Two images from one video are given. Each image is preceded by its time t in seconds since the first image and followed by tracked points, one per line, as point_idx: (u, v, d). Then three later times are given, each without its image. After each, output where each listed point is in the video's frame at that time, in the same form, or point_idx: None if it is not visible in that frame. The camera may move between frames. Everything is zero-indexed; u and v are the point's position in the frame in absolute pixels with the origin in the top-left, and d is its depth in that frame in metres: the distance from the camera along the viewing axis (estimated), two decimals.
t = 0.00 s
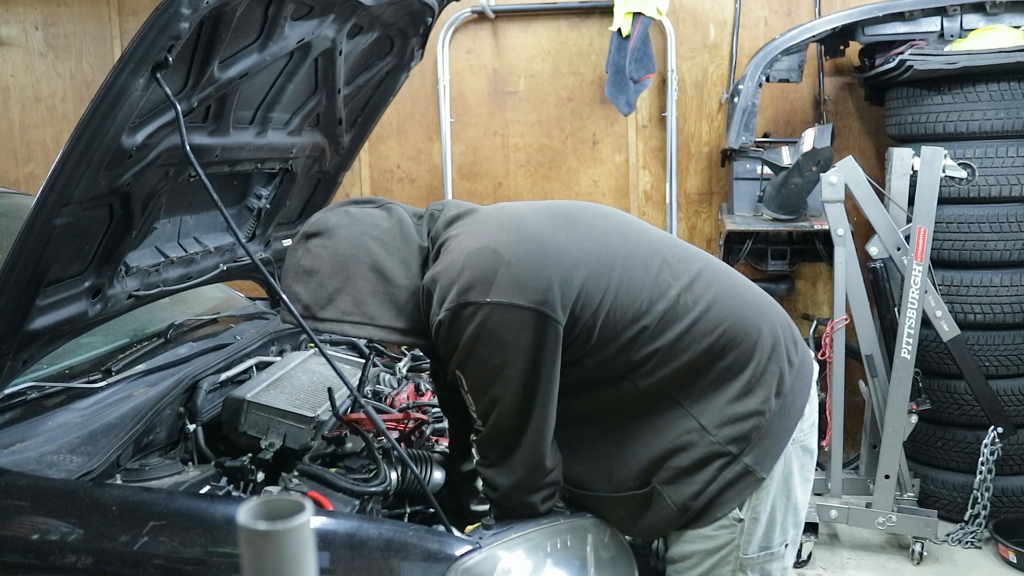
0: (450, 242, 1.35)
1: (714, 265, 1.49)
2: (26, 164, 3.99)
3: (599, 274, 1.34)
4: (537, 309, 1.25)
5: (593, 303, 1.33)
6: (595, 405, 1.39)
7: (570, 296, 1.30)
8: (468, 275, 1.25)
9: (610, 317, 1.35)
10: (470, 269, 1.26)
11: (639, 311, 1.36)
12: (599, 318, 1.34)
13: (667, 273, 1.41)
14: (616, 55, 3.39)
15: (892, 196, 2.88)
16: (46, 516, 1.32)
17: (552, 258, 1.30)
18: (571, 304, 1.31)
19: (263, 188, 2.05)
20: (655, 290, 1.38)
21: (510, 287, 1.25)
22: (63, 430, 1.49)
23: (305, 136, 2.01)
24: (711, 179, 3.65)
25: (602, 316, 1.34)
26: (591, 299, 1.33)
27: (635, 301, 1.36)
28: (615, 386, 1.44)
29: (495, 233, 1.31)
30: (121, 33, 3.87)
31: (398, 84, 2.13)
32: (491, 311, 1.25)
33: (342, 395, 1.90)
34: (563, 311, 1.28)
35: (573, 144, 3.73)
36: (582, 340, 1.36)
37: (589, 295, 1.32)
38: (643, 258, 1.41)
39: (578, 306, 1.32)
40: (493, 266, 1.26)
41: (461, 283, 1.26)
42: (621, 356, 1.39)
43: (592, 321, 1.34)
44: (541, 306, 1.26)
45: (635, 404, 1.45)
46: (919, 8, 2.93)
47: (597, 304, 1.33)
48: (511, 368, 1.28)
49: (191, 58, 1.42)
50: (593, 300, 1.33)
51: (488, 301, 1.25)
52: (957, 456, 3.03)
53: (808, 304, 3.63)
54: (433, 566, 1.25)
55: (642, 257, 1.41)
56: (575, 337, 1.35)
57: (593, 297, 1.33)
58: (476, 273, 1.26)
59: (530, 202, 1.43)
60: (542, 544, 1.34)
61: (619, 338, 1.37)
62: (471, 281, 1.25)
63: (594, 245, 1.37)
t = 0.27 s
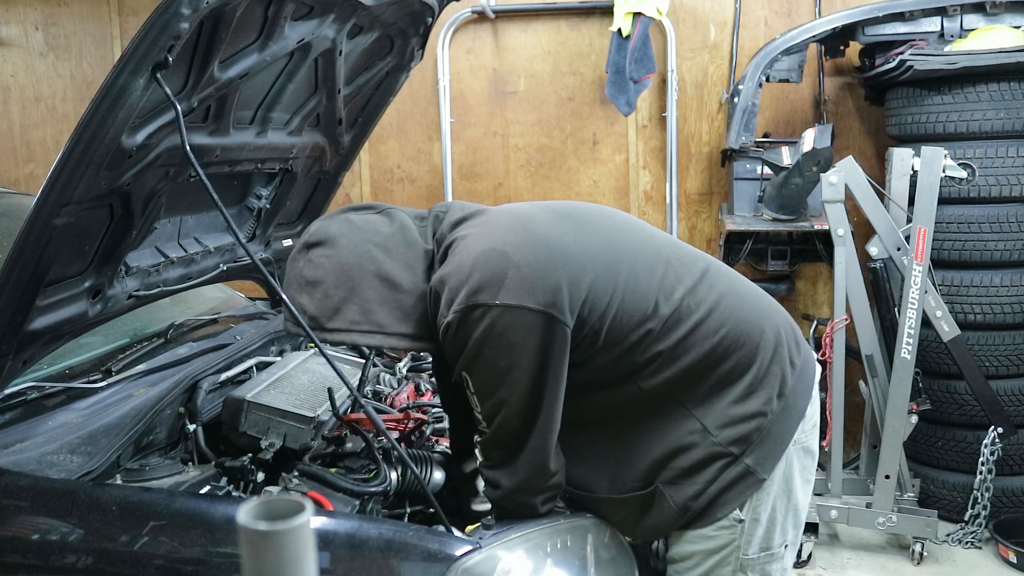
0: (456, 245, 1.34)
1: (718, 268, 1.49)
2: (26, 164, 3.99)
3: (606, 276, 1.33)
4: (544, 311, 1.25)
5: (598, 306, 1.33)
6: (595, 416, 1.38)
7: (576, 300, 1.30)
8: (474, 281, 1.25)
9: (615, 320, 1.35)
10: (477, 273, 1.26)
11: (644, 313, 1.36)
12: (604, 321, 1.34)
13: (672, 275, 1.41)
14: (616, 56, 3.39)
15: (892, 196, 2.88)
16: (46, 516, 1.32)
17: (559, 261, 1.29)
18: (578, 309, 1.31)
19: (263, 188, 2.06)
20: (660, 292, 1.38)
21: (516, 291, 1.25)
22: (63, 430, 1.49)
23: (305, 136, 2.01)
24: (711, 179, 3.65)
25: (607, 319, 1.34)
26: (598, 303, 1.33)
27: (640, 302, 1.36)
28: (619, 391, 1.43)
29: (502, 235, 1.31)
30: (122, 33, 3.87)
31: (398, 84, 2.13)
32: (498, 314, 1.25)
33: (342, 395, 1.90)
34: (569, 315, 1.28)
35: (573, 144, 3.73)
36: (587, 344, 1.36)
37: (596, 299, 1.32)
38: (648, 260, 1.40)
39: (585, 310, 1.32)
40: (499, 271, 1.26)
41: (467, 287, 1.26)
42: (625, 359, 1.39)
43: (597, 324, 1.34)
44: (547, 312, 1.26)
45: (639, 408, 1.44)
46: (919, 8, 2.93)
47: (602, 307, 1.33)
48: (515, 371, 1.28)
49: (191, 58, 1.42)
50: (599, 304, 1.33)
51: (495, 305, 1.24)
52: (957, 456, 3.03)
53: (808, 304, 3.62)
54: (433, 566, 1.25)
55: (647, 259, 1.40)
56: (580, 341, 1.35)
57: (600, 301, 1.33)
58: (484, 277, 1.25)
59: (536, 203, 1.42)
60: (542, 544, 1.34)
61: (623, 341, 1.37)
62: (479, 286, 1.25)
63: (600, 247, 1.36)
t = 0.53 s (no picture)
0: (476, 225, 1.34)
1: (745, 268, 1.46)
2: (26, 164, 3.99)
3: (619, 268, 1.32)
4: (547, 302, 1.26)
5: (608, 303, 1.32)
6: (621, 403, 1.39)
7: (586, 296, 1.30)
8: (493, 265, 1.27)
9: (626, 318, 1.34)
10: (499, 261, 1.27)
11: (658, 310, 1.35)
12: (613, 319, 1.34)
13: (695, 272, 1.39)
14: (616, 55, 3.39)
15: (892, 196, 2.88)
16: (45, 516, 1.32)
17: (570, 252, 1.29)
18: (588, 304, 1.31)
19: (263, 188, 2.06)
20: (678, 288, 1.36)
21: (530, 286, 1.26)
22: (63, 430, 1.49)
23: (305, 136, 2.01)
24: (711, 179, 3.65)
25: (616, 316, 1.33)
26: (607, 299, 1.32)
27: (654, 297, 1.34)
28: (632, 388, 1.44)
29: (519, 220, 1.31)
30: (122, 33, 3.88)
31: (398, 84, 2.13)
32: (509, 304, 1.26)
33: (342, 395, 1.90)
34: (573, 309, 1.28)
35: (573, 144, 3.73)
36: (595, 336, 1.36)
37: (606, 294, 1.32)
38: (670, 254, 1.38)
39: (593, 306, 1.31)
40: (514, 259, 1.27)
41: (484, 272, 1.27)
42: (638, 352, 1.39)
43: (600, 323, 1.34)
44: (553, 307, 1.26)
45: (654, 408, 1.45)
46: (919, 8, 2.93)
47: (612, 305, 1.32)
48: (509, 360, 1.28)
49: (191, 58, 1.42)
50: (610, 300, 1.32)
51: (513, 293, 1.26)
52: (957, 456, 3.03)
53: (808, 304, 3.62)
54: (433, 566, 1.25)
55: (668, 252, 1.38)
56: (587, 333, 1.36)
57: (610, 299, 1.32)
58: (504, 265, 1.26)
59: (566, 186, 1.41)
60: (542, 544, 1.34)
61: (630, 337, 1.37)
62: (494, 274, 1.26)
63: (617, 239, 1.35)
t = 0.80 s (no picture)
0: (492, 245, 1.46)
1: (743, 268, 1.47)
2: (26, 164, 3.99)
3: (608, 265, 1.38)
4: (532, 291, 1.32)
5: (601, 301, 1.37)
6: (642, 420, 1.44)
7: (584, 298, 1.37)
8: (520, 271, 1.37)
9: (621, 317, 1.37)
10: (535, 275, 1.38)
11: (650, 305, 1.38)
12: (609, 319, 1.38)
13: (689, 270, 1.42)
14: (616, 55, 3.39)
15: (892, 196, 2.88)
16: (46, 516, 1.32)
17: (556, 245, 1.37)
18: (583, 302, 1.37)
19: (263, 188, 2.06)
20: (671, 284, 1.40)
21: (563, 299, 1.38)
22: (63, 430, 1.49)
23: (305, 136, 2.01)
24: (711, 179, 3.65)
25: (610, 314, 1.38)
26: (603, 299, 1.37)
27: (645, 290, 1.37)
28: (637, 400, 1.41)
29: (511, 223, 1.42)
30: (122, 33, 3.88)
31: (398, 84, 2.13)
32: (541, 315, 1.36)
33: (342, 395, 1.90)
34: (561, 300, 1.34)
35: (573, 144, 3.73)
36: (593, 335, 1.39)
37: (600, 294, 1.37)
38: (663, 256, 1.42)
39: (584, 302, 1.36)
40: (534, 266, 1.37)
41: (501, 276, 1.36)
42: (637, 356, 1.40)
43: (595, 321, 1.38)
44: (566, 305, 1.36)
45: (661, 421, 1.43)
46: (919, 8, 2.93)
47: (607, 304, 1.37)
48: (498, 350, 1.32)
49: (191, 58, 1.42)
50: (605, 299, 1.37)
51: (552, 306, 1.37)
52: (957, 456, 3.03)
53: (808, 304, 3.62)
54: (433, 566, 1.25)
55: (660, 251, 1.42)
56: (582, 330, 1.38)
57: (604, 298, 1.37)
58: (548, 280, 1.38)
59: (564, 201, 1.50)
60: (542, 544, 1.34)
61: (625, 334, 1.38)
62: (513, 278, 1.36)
63: (607, 238, 1.42)
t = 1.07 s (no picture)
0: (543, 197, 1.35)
1: (791, 266, 1.36)
2: (25, 164, 4.00)
3: (664, 232, 1.25)
4: (585, 239, 1.18)
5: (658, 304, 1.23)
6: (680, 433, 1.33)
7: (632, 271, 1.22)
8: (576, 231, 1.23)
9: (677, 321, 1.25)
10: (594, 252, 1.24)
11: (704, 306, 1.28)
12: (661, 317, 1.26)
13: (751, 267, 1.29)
14: (616, 55, 3.39)
15: (892, 196, 2.88)
16: (45, 516, 1.32)
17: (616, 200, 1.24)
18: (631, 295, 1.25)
19: (263, 188, 2.06)
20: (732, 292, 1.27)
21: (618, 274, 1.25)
22: (63, 430, 1.49)
23: (305, 136, 2.01)
24: (711, 179, 3.65)
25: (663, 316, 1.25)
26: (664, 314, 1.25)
27: (691, 265, 1.25)
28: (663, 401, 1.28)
29: (575, 170, 1.28)
30: (121, 33, 3.92)
31: (398, 84, 2.13)
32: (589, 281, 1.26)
33: (342, 395, 1.90)
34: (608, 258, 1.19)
35: (573, 144, 3.73)
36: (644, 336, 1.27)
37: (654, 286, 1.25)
38: (716, 233, 1.30)
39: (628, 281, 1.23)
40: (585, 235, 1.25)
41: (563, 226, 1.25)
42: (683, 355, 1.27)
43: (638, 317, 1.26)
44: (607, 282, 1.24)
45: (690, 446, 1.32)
46: (919, 8, 2.94)
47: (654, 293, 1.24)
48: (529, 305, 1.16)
49: (191, 58, 1.42)
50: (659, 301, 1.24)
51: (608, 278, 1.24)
52: (957, 456, 3.03)
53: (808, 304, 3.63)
54: (433, 566, 1.25)
55: (722, 240, 1.28)
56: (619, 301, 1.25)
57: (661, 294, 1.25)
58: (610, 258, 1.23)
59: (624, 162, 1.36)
60: (542, 545, 1.33)
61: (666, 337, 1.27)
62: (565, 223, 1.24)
63: (666, 205, 1.29)
